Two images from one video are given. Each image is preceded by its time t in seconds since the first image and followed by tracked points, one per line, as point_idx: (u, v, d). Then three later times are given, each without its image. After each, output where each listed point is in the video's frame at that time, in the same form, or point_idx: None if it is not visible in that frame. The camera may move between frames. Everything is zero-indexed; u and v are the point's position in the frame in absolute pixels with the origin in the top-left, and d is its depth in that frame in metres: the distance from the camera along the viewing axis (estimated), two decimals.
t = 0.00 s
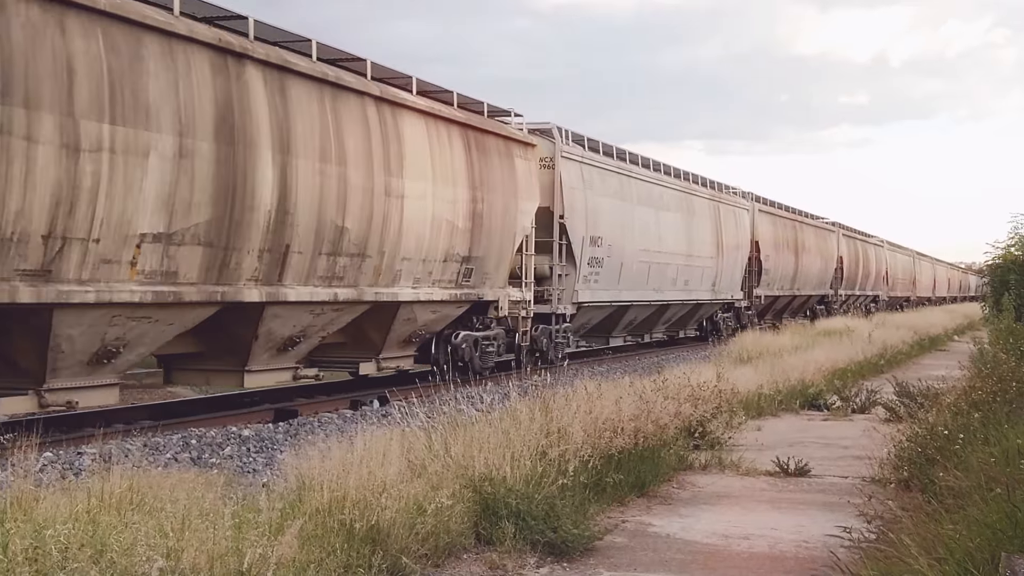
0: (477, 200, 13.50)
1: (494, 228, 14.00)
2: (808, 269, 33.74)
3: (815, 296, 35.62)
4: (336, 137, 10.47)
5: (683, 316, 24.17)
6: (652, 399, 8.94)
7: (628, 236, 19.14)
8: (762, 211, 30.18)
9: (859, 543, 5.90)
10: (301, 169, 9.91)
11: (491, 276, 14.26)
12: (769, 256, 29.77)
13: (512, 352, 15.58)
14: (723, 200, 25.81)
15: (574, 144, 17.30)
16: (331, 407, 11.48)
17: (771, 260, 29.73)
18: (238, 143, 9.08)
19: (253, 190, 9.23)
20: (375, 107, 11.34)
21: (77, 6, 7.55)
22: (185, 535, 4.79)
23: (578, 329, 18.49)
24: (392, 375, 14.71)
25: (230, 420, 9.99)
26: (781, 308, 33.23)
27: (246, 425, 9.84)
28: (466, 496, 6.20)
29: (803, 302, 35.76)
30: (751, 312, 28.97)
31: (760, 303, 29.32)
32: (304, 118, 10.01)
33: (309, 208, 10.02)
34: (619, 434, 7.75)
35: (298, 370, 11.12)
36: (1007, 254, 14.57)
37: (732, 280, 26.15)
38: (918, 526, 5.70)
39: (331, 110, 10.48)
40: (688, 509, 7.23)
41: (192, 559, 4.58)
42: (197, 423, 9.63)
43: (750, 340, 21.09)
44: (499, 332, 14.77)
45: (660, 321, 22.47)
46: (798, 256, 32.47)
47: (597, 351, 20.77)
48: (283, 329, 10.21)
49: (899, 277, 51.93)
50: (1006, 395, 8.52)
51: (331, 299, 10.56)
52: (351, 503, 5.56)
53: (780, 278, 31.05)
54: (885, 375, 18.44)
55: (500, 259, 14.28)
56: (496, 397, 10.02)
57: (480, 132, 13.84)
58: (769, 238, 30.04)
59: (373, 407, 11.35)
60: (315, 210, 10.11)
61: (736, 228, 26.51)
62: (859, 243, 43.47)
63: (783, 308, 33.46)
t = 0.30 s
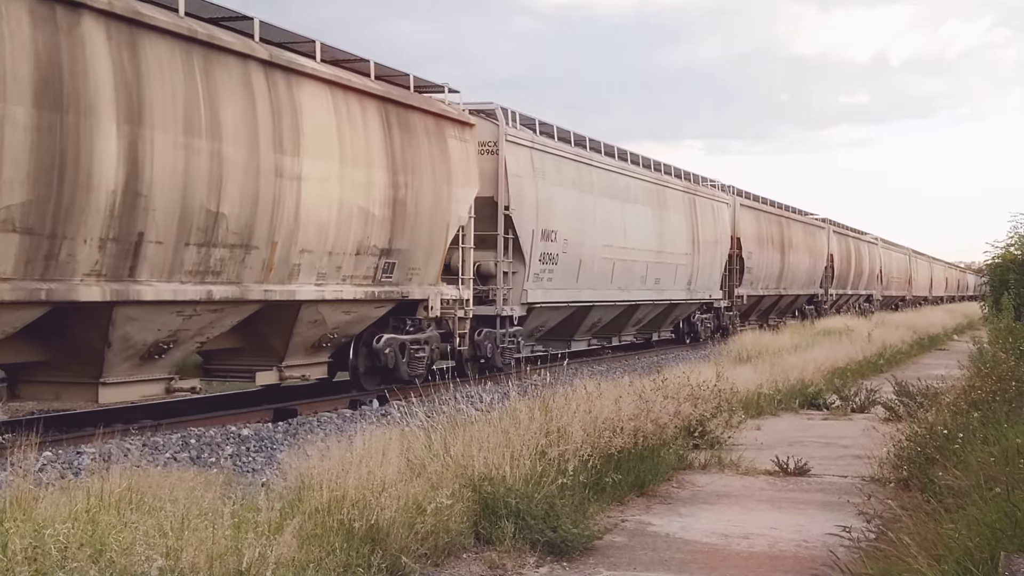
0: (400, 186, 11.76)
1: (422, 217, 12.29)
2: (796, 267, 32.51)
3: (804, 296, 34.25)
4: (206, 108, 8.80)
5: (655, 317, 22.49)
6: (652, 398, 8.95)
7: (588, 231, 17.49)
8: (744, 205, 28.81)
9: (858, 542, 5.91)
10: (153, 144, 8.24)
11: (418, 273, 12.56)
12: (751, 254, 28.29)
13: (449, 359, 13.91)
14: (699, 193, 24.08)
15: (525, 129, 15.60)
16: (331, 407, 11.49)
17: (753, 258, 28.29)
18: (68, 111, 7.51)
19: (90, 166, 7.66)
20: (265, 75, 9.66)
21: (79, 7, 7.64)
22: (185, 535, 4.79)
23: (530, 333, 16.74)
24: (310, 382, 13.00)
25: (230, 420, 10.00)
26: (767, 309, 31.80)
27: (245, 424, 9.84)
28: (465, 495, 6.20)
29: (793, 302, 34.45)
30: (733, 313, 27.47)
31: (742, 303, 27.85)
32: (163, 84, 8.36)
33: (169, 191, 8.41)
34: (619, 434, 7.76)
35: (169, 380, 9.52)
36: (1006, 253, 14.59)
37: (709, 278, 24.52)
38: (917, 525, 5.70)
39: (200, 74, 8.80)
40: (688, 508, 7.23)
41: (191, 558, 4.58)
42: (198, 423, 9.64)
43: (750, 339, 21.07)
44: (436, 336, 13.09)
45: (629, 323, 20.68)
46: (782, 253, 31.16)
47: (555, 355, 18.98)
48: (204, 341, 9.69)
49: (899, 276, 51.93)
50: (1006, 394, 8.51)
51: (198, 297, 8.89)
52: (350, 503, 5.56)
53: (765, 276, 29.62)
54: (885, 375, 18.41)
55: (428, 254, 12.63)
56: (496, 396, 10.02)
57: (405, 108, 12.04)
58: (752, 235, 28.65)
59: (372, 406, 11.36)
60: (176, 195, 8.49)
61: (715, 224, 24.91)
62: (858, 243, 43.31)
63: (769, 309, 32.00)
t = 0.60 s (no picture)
0: (296, 165, 10.11)
1: (329, 202, 10.68)
2: (783, 265, 31.11)
3: (792, 296, 32.80)
4: (24, 63, 7.25)
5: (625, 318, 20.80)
6: (652, 398, 8.94)
7: (542, 224, 15.86)
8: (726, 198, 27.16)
9: (859, 542, 5.91)
10: None
11: (325, 268, 10.90)
12: (733, 252, 26.72)
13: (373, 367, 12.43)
14: (675, 185, 22.45)
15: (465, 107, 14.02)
16: (331, 407, 11.49)
17: (735, 256, 26.72)
18: None
19: None
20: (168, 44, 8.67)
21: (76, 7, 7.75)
22: (185, 535, 4.79)
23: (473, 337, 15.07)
24: (214, 393, 11.53)
25: (230, 420, 10.00)
26: (751, 309, 30.26)
27: (245, 424, 9.83)
28: (466, 495, 6.20)
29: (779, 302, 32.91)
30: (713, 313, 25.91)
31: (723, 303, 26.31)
32: None
33: None
34: (619, 433, 7.75)
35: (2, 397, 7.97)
36: (1007, 253, 14.59)
37: (685, 276, 22.84)
38: (917, 525, 5.70)
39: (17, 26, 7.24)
40: (688, 508, 7.23)
41: (191, 558, 4.58)
42: (199, 422, 9.65)
43: (750, 338, 21.06)
44: (352, 342, 11.41)
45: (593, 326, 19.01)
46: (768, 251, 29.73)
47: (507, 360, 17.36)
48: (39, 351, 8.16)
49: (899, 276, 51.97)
50: (1006, 394, 8.51)
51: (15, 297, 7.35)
52: (351, 503, 5.56)
53: (748, 275, 28.07)
54: (885, 374, 18.39)
55: (339, 244, 11.00)
56: (496, 396, 10.01)
57: (304, 76, 10.43)
58: (735, 232, 27.13)
59: (372, 406, 11.36)
60: None
61: (692, 219, 23.31)
62: (858, 242, 43.32)
63: (754, 309, 30.46)
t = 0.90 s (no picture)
0: (152, 140, 8.67)
1: (200, 184, 9.22)
2: (768, 263, 29.74)
3: (779, 296, 31.49)
4: None
5: (587, 320, 19.04)
6: (652, 398, 8.94)
7: (479, 216, 14.07)
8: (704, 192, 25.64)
9: (858, 542, 5.91)
10: None
11: (198, 263, 9.43)
12: (712, 249, 25.17)
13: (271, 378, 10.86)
14: (643, 177, 20.76)
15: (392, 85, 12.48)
16: (331, 407, 11.50)
17: (714, 253, 25.13)
18: None
19: None
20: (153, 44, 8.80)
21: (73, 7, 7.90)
22: (185, 535, 4.80)
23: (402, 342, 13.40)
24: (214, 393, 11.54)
25: (230, 419, 10.00)
26: (733, 310, 28.71)
27: (244, 424, 9.84)
28: (466, 494, 6.21)
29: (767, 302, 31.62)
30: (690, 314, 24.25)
31: (700, 304, 24.72)
32: None
33: None
34: (619, 433, 7.75)
35: None
36: (1007, 252, 14.59)
37: (655, 275, 21.11)
38: (917, 525, 5.70)
39: None
40: (689, 508, 7.23)
41: (191, 558, 4.58)
42: (199, 422, 9.65)
43: (751, 338, 21.04)
44: (240, 350, 9.97)
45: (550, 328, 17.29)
46: (753, 249, 28.34)
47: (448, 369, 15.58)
48: None
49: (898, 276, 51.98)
50: (1007, 394, 8.51)
51: None
52: (351, 503, 5.56)
53: (728, 274, 26.48)
54: (886, 374, 18.37)
55: (215, 235, 9.52)
56: (497, 395, 10.00)
57: (168, 36, 8.96)
58: (714, 228, 25.65)
59: (372, 406, 11.38)
60: None
61: (664, 215, 21.64)
62: (858, 242, 43.32)
63: (736, 310, 28.89)
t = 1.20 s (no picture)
0: None
1: (9, 161, 7.63)
2: (748, 260, 28.37)
3: (761, 295, 30.16)
4: None
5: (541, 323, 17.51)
6: (651, 398, 8.93)
7: (403, 204, 12.44)
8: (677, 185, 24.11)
9: (857, 542, 5.91)
10: None
11: (13, 257, 7.77)
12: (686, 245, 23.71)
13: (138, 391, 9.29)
14: (605, 165, 19.15)
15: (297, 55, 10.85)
16: (331, 407, 11.51)
17: (686, 250, 23.60)
18: None
19: None
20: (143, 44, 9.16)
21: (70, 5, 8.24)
22: (184, 535, 4.80)
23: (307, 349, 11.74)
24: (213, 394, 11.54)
25: (230, 419, 10.01)
26: (712, 311, 27.23)
27: (243, 424, 9.85)
28: (464, 495, 6.21)
29: (751, 303, 30.31)
30: (661, 314, 22.71)
31: (673, 304, 23.22)
32: None
33: None
34: (618, 433, 7.74)
35: None
36: (1005, 252, 14.63)
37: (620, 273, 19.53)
38: (916, 524, 5.70)
39: None
40: (687, 507, 7.23)
41: (190, 558, 4.59)
42: (198, 422, 9.67)
43: (750, 338, 21.04)
44: (83, 361, 8.35)
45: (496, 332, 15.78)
46: (732, 245, 26.97)
47: (377, 380, 14.05)
48: None
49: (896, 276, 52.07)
50: (1005, 393, 8.53)
51: None
52: (350, 503, 5.56)
53: (705, 271, 25.02)
54: (885, 374, 18.38)
55: (36, 222, 7.91)
56: (496, 395, 10.00)
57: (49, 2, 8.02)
58: (688, 223, 24.22)
59: (372, 406, 11.39)
60: None
61: (629, 207, 20.05)
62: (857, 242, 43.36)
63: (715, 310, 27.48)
